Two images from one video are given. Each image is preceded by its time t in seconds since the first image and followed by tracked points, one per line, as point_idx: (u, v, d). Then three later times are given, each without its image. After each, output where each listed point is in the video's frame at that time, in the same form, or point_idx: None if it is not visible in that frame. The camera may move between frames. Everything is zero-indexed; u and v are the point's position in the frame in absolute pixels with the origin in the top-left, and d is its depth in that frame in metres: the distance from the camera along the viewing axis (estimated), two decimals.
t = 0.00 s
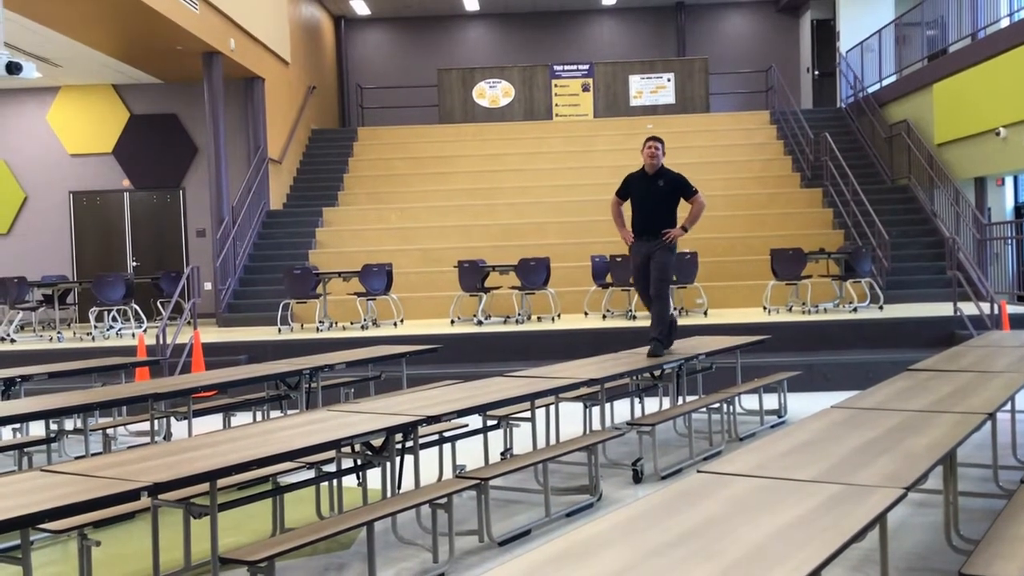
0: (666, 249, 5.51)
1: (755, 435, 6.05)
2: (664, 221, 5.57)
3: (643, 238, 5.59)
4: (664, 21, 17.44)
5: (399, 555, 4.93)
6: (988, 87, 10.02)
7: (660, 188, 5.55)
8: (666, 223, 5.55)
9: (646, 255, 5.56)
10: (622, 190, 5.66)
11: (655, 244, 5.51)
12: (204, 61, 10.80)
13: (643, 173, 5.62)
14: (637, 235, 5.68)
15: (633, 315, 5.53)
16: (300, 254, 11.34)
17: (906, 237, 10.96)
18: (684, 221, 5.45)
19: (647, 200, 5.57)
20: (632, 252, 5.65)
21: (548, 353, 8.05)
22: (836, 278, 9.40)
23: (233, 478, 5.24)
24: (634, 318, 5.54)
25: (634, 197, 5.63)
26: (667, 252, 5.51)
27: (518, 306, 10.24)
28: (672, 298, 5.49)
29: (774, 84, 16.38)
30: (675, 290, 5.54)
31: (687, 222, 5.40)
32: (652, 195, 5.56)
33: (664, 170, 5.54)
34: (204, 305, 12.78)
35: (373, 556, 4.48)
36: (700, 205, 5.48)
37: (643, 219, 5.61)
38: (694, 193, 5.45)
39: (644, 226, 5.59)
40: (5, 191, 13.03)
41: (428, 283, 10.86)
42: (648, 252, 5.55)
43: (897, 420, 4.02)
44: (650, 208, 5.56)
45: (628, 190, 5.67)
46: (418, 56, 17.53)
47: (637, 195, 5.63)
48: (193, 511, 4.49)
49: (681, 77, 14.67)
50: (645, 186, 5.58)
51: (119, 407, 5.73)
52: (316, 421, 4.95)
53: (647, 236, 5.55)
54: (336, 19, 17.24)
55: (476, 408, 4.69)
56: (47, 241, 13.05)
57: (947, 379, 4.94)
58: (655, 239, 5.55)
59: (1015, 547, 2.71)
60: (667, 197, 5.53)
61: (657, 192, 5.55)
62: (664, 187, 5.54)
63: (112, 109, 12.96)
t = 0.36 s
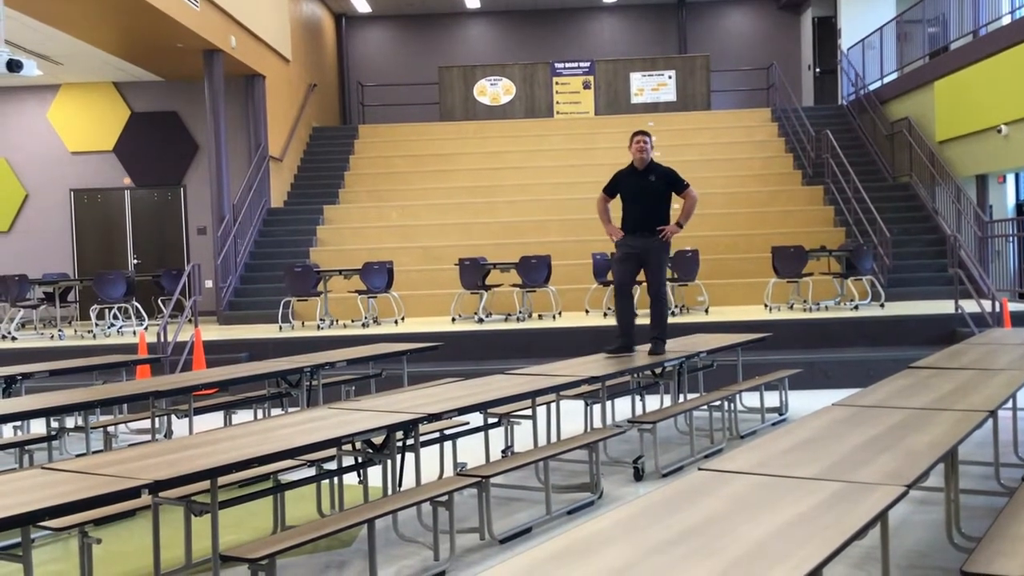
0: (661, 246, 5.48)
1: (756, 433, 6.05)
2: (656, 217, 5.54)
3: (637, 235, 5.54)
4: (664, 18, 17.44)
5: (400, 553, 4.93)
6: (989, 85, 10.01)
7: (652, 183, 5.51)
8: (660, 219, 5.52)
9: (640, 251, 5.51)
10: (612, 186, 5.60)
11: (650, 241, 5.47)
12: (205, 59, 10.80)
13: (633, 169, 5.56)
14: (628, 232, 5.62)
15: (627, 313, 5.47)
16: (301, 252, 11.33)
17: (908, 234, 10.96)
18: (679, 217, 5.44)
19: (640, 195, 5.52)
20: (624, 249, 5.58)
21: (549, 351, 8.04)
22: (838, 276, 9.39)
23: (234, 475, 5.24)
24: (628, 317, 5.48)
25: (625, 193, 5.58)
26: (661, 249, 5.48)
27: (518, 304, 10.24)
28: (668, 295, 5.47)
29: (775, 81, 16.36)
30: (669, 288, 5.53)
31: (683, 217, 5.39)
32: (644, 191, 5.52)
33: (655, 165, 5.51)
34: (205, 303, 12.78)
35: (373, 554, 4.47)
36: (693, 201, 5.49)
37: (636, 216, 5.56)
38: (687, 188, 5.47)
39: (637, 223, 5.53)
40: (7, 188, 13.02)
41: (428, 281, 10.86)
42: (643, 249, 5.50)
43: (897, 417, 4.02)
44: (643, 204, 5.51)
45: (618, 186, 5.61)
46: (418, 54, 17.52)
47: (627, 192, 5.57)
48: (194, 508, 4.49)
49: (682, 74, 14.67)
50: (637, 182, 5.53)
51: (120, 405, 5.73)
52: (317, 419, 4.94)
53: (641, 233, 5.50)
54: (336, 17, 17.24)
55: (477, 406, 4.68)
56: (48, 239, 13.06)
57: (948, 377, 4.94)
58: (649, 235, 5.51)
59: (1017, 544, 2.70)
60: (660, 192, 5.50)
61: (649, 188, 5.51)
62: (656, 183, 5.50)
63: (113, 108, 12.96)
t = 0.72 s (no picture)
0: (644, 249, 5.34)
1: (758, 433, 6.04)
2: (635, 218, 5.38)
3: (618, 239, 5.37)
4: (667, 18, 17.44)
5: (402, 553, 4.93)
6: (992, 85, 10.00)
7: (631, 184, 5.33)
8: (641, 221, 5.36)
9: (623, 255, 5.36)
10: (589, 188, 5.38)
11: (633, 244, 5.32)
12: (207, 59, 10.81)
13: (609, 170, 5.35)
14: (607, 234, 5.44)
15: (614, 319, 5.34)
16: (303, 252, 11.34)
17: (911, 234, 10.95)
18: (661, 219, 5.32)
19: (620, 197, 5.33)
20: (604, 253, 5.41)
21: (551, 350, 8.02)
22: (841, 275, 9.38)
23: (236, 475, 5.23)
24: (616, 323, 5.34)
25: (603, 196, 5.37)
26: (644, 251, 5.35)
27: (521, 303, 10.23)
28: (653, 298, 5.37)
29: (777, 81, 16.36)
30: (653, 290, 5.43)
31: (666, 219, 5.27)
32: (624, 193, 5.34)
33: (632, 165, 5.32)
34: (208, 303, 12.79)
35: (376, 554, 4.47)
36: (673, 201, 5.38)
37: (615, 219, 5.38)
38: (666, 188, 5.36)
39: (618, 226, 5.36)
40: (10, 187, 13.03)
41: (431, 281, 10.85)
42: (625, 253, 5.35)
43: (900, 417, 4.01)
44: (623, 205, 5.34)
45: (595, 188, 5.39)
46: (421, 53, 17.52)
47: (606, 193, 5.37)
48: (196, 507, 4.49)
49: (685, 74, 14.66)
50: (615, 183, 5.33)
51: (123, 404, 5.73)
52: (319, 419, 4.94)
53: (623, 237, 5.35)
54: (339, 17, 17.24)
55: (479, 406, 4.68)
56: (51, 239, 13.07)
57: (951, 376, 4.93)
58: (631, 238, 5.34)
59: (1020, 544, 2.70)
60: (640, 194, 5.33)
61: (629, 189, 5.33)
62: (635, 183, 5.33)
63: (115, 107, 12.97)
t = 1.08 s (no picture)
0: (625, 247, 5.32)
1: (762, 434, 6.04)
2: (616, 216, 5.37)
3: (599, 236, 5.35)
4: (671, 19, 17.43)
5: (405, 554, 4.93)
6: (996, 86, 9.99)
7: (615, 182, 5.34)
8: (623, 220, 5.35)
9: (603, 253, 5.33)
10: (573, 186, 5.36)
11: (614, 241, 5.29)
12: (211, 60, 10.82)
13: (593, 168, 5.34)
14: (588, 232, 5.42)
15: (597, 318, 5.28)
16: (307, 253, 11.34)
17: (914, 235, 10.94)
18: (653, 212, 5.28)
19: (603, 195, 5.31)
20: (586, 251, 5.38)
21: (555, 352, 8.03)
22: (844, 277, 9.37)
23: (241, 476, 5.24)
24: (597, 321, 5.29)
25: (586, 193, 5.35)
26: (625, 250, 5.33)
27: (524, 305, 10.24)
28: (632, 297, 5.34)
29: (781, 82, 16.35)
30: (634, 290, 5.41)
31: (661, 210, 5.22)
32: (607, 191, 5.34)
33: (616, 164, 5.34)
34: (212, 304, 12.80)
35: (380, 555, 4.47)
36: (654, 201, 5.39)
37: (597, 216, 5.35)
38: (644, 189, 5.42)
39: (600, 223, 5.34)
40: (14, 188, 13.05)
41: (434, 282, 10.86)
42: (606, 251, 5.33)
43: (905, 419, 4.01)
44: (606, 203, 5.32)
45: (578, 186, 5.38)
46: (425, 54, 17.53)
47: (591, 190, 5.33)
48: (200, 508, 4.49)
49: (688, 75, 14.66)
50: (599, 181, 5.32)
51: (127, 405, 5.74)
52: (323, 420, 4.95)
53: (605, 234, 5.32)
54: (343, 18, 17.26)
55: (483, 407, 4.68)
56: (55, 240, 13.09)
57: (956, 378, 4.92)
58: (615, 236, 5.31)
59: None
60: (622, 192, 5.33)
61: (613, 187, 5.32)
62: (619, 181, 5.34)
63: (120, 108, 12.99)
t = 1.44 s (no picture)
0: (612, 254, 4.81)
1: (765, 434, 6.03)
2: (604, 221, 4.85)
3: (585, 240, 4.83)
4: (674, 19, 17.43)
5: (409, 553, 4.94)
6: (1000, 85, 9.98)
7: (608, 184, 4.82)
8: (611, 225, 4.83)
9: (587, 258, 4.83)
10: (563, 182, 4.81)
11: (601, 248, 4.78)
12: (215, 60, 10.83)
13: (586, 166, 4.80)
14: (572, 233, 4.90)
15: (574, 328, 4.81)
16: (310, 252, 11.35)
17: (918, 235, 10.92)
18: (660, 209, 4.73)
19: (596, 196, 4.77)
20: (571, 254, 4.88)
21: (558, 351, 8.02)
22: (848, 276, 9.37)
23: (244, 475, 5.25)
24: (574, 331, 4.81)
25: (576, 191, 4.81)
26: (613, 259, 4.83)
27: (527, 304, 10.24)
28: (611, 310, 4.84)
29: (784, 81, 16.33)
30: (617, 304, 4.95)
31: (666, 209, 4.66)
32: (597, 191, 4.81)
33: (611, 164, 4.82)
34: (215, 303, 12.82)
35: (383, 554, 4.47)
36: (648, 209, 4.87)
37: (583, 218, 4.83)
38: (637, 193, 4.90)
39: (587, 226, 4.81)
40: (18, 187, 13.05)
41: (437, 281, 10.86)
42: (591, 257, 4.82)
43: (909, 418, 4.00)
44: (594, 204, 4.80)
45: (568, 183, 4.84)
46: (428, 54, 17.53)
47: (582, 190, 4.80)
48: (204, 507, 4.50)
49: (691, 74, 14.65)
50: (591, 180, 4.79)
51: (130, 404, 5.74)
52: (327, 419, 4.96)
53: (589, 238, 4.81)
54: (346, 17, 17.28)
55: (486, 406, 4.68)
56: (59, 239, 13.11)
57: (959, 378, 4.91)
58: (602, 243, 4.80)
59: None
60: (614, 196, 4.82)
61: (605, 189, 4.80)
62: (613, 184, 4.82)
63: (124, 108, 13.01)
